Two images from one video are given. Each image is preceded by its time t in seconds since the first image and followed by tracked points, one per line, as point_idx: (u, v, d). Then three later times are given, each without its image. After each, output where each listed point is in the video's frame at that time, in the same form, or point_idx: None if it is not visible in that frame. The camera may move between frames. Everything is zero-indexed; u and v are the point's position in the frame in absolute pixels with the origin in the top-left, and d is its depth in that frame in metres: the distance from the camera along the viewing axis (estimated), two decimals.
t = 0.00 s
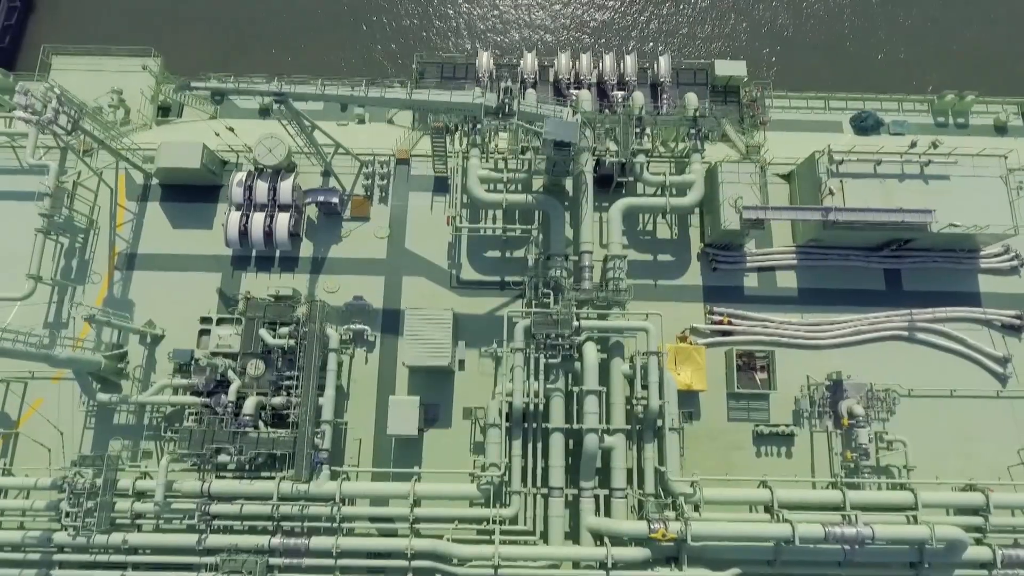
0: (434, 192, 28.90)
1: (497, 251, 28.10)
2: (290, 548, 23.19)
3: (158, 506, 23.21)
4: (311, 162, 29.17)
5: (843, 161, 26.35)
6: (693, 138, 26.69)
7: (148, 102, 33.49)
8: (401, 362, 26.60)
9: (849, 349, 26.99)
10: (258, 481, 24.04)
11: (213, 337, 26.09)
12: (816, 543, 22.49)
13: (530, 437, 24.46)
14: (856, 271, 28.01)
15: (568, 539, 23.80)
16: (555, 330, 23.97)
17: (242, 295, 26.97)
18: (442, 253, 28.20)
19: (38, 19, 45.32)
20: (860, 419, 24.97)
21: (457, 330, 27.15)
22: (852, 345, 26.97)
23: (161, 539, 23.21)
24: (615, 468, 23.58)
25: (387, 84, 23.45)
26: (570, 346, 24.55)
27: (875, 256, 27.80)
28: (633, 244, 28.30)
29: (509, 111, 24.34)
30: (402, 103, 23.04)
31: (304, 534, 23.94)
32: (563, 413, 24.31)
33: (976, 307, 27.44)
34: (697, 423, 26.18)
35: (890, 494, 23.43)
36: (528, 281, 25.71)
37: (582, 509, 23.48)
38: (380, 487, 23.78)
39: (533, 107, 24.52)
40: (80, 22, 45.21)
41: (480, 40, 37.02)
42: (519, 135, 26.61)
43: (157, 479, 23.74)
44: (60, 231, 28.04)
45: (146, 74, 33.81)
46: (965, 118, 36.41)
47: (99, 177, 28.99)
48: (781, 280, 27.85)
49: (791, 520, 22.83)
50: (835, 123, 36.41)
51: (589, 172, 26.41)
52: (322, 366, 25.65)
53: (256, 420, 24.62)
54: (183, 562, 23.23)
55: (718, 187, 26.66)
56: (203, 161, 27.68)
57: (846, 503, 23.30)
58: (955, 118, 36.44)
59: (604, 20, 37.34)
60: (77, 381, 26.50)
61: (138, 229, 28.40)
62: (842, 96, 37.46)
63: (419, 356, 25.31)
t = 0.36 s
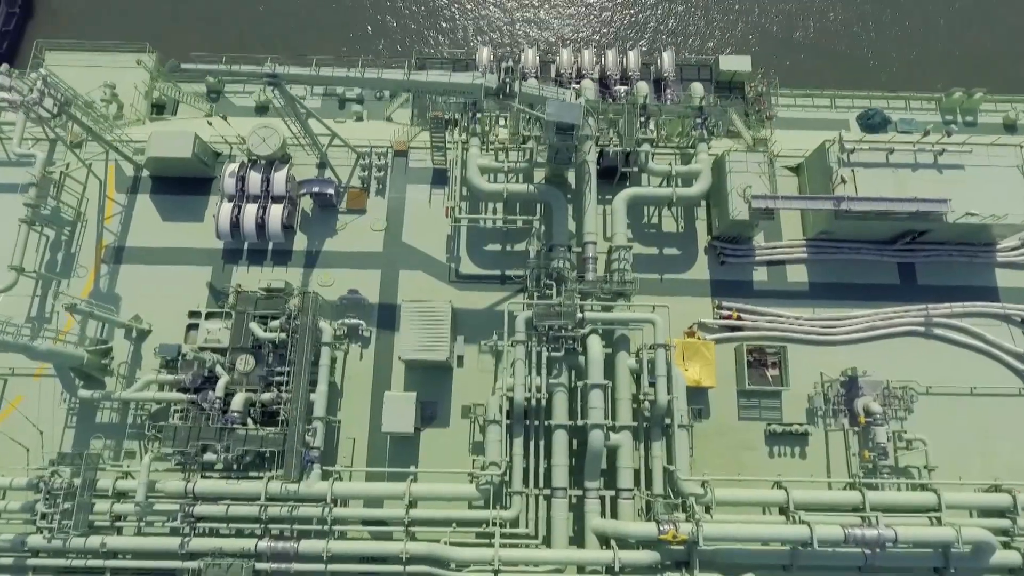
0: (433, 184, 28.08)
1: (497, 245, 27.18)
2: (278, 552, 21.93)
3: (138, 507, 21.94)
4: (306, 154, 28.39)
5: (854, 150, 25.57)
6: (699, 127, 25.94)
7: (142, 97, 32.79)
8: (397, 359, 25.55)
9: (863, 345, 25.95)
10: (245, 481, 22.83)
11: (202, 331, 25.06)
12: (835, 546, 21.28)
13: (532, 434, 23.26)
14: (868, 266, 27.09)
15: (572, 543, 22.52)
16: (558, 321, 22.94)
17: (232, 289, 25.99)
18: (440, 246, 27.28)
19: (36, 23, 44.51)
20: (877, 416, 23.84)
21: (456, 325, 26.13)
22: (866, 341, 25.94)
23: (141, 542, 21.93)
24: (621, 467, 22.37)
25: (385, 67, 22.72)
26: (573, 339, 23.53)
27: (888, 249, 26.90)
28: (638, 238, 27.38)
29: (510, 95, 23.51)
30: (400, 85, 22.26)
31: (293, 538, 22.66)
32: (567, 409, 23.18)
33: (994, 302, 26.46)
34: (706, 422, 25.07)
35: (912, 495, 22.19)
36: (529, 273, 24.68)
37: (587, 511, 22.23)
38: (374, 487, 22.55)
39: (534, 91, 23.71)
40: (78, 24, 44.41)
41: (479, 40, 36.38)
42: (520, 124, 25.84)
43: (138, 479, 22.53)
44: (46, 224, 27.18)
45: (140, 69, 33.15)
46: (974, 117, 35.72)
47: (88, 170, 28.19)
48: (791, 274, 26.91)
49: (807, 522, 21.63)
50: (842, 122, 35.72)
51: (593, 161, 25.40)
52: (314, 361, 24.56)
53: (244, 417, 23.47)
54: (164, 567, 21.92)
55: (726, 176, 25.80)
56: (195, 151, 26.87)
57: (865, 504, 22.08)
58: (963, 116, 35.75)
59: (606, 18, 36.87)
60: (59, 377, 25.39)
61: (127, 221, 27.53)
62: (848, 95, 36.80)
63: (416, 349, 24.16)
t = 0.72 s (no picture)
0: (432, 181, 27.36)
1: (498, 243, 26.37)
2: (265, 560, 20.70)
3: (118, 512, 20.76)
4: (303, 152, 27.77)
5: (864, 144, 24.94)
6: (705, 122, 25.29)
7: (138, 99, 32.26)
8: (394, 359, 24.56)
9: (878, 345, 24.97)
10: (232, 485, 21.64)
11: (191, 329, 24.11)
12: (857, 553, 20.06)
13: (534, 436, 22.15)
14: (881, 264, 26.25)
15: (577, 551, 21.24)
16: (561, 316, 22.00)
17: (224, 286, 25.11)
18: (439, 244, 26.47)
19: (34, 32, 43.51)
20: (896, 418, 22.75)
21: (455, 324, 25.16)
22: (881, 341, 24.98)
23: (120, 549, 20.69)
24: (628, 470, 21.20)
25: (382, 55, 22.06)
26: (577, 336, 22.57)
27: (901, 247, 26.10)
28: (644, 236, 26.59)
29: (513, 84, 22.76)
30: (398, 73, 21.57)
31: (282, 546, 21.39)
32: (572, 409, 22.11)
33: (1013, 301, 25.53)
34: (716, 425, 23.98)
35: (937, 499, 20.99)
36: (531, 268, 23.79)
37: (593, 517, 21.03)
38: (368, 491, 21.35)
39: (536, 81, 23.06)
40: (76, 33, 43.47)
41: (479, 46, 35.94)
42: (521, 118, 25.18)
43: (119, 483, 21.35)
44: (33, 221, 26.37)
45: (137, 71, 32.68)
46: (982, 120, 35.10)
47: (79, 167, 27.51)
48: (802, 272, 26.05)
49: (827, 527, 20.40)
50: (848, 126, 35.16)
51: (597, 156, 24.68)
52: (307, 360, 23.55)
53: (233, 418, 22.38)
54: None
55: (734, 170, 25.08)
56: (189, 146, 26.23)
57: (887, 509, 20.87)
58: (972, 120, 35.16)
59: (607, 23, 36.54)
60: (41, 378, 24.34)
61: (117, 219, 26.77)
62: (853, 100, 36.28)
63: (413, 348, 23.14)
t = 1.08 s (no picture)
0: (432, 180, 26.76)
1: (498, 241, 25.64)
2: (252, 568, 19.51)
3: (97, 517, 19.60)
4: (301, 151, 27.26)
5: (874, 139, 24.43)
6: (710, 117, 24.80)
7: (135, 102, 31.92)
8: (391, 359, 23.65)
9: (893, 346, 24.07)
10: (218, 488, 20.53)
11: (181, 327, 23.25)
12: (883, 560, 18.98)
13: (537, 437, 21.08)
14: (893, 263, 25.49)
15: (582, 559, 20.04)
16: (565, 311, 21.13)
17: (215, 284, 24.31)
18: (439, 243, 25.75)
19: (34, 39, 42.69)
20: (915, 419, 21.75)
21: (454, 324, 24.29)
22: (897, 341, 24.08)
23: (98, 556, 19.51)
24: (636, 471, 20.13)
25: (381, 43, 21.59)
26: (581, 332, 21.68)
27: (914, 245, 25.38)
28: (649, 234, 25.86)
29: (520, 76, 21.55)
30: (397, 61, 21.05)
31: (270, 553, 20.20)
32: (576, 409, 21.10)
33: None
34: (727, 428, 22.95)
35: (963, 504, 19.86)
36: (532, 264, 22.98)
37: (599, 522, 19.87)
38: (361, 495, 20.23)
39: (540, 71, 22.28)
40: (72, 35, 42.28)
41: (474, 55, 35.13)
42: (523, 113, 24.66)
43: (99, 485, 20.23)
44: (21, 218, 25.64)
45: (135, 75, 32.40)
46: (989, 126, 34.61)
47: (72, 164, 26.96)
48: (812, 272, 25.27)
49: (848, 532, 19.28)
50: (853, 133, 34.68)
51: (600, 151, 24.13)
52: (300, 359, 22.62)
53: (221, 417, 21.36)
54: None
55: (741, 165, 24.49)
56: (184, 142, 25.72)
57: (911, 515, 19.73)
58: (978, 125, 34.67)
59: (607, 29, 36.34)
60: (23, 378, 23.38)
61: (108, 217, 26.07)
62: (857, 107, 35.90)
63: (411, 345, 22.22)
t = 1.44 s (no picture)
0: (431, 175, 26.17)
1: (499, 236, 24.93)
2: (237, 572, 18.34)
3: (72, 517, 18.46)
4: (298, 146, 26.75)
5: (884, 131, 23.91)
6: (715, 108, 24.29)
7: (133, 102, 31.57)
8: (388, 356, 22.77)
9: (909, 342, 23.20)
10: (204, 487, 19.45)
11: (170, 321, 22.40)
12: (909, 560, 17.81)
13: (540, 434, 20.04)
14: (906, 259, 24.74)
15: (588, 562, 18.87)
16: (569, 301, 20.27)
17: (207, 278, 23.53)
18: (438, 238, 25.04)
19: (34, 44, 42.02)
20: (935, 416, 20.77)
21: (454, 320, 23.44)
22: (912, 337, 23.21)
23: (74, 558, 18.36)
24: (645, 468, 19.07)
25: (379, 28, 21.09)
26: (586, 324, 20.81)
27: (927, 240, 24.66)
28: (654, 229, 25.16)
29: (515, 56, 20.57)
30: (396, 45, 20.57)
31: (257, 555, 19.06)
32: (581, 403, 20.12)
33: None
34: (738, 427, 21.95)
35: (991, 503, 18.75)
36: (535, 255, 22.22)
37: (606, 522, 18.74)
38: (354, 493, 19.13)
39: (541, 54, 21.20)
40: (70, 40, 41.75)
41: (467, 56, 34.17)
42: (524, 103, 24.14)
43: (78, 482, 19.14)
44: (9, 212, 24.98)
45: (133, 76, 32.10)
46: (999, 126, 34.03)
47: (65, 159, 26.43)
48: (823, 267, 24.53)
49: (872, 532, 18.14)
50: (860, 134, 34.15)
51: (604, 142, 23.62)
52: (293, 353, 21.72)
53: (208, 412, 20.35)
54: None
55: (748, 158, 23.92)
56: (179, 135, 25.23)
57: (936, 514, 18.61)
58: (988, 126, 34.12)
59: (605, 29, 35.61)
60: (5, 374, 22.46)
61: (99, 212, 25.44)
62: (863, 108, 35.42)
63: (408, 338, 21.29)
